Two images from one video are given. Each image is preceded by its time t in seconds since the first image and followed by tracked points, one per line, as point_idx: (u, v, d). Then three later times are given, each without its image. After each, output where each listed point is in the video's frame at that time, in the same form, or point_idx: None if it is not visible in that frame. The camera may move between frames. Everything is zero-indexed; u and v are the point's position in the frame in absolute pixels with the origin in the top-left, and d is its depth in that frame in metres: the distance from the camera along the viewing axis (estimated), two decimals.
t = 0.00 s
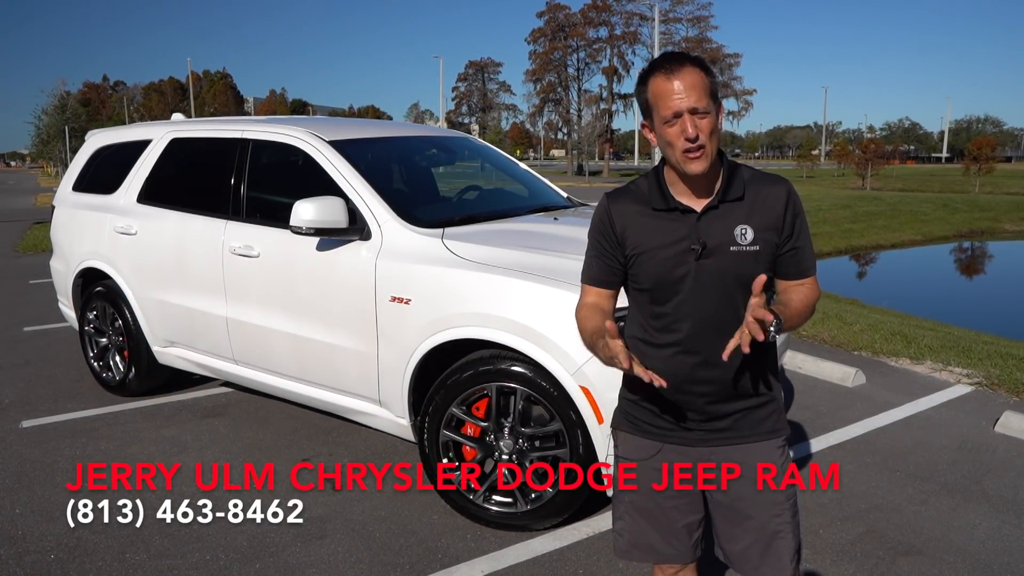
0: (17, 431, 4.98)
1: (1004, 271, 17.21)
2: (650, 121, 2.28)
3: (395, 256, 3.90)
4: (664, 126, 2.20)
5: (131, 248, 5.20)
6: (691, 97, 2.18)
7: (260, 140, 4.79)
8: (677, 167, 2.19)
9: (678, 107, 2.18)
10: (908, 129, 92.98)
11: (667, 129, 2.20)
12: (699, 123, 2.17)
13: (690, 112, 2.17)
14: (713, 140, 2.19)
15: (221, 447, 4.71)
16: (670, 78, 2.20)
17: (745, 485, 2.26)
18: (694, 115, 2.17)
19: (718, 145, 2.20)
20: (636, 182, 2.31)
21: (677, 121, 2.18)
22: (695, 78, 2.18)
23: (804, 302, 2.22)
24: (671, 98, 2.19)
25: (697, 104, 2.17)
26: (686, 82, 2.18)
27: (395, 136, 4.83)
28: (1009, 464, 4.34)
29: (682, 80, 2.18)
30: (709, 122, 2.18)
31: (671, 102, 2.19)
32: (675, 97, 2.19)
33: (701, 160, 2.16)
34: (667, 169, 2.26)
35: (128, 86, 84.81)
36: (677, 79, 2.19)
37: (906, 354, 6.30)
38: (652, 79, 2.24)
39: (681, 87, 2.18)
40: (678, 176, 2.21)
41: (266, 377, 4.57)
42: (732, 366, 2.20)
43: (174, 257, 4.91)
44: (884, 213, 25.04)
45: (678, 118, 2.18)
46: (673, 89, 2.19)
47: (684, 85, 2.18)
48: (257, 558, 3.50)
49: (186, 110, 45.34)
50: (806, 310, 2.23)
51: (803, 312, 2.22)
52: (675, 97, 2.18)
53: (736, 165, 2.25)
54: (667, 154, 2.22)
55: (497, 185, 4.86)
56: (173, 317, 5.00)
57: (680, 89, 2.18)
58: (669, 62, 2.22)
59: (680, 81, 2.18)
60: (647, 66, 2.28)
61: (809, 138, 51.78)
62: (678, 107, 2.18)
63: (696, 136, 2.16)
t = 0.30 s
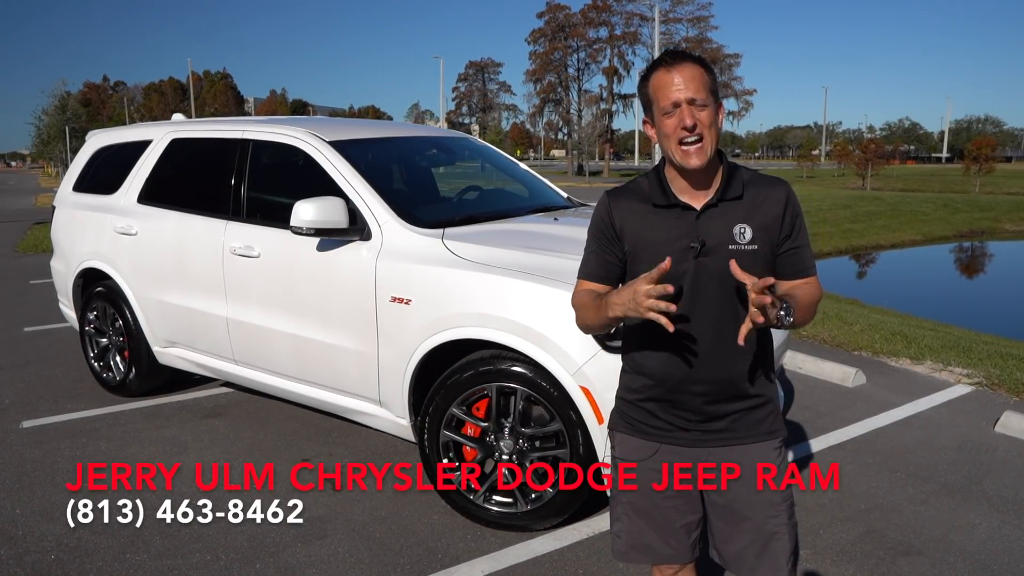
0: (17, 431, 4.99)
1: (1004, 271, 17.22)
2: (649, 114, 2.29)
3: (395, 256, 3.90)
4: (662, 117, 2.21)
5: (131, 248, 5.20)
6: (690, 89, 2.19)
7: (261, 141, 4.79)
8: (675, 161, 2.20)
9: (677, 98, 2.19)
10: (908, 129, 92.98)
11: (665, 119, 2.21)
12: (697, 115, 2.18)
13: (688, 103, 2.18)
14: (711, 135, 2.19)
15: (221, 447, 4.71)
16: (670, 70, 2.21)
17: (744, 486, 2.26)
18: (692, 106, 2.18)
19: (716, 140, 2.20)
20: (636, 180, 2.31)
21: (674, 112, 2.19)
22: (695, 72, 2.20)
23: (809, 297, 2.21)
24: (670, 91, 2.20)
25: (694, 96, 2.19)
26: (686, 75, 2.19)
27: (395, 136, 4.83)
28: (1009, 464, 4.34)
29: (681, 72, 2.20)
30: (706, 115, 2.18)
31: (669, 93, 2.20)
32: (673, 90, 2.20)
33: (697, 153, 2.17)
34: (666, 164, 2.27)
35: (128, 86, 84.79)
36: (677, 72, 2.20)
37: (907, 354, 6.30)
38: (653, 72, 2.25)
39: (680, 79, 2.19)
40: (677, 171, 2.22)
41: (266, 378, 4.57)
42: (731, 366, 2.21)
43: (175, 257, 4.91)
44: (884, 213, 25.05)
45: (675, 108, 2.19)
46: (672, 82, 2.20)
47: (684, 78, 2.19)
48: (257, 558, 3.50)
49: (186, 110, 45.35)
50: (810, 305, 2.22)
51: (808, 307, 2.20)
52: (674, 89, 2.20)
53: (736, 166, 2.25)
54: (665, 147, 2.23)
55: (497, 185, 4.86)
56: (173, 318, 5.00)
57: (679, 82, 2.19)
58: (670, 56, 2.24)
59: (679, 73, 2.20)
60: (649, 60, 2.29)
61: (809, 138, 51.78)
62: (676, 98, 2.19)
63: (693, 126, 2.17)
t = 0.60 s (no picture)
0: (17, 432, 4.99)
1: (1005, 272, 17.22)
2: (653, 118, 2.28)
3: (396, 256, 3.91)
4: (666, 122, 2.20)
5: (131, 248, 5.20)
6: (694, 94, 2.18)
7: (261, 141, 4.79)
8: (677, 163, 2.20)
9: (681, 104, 2.18)
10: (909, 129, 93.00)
11: (669, 124, 2.20)
12: (700, 121, 2.18)
13: (692, 108, 2.18)
14: (715, 138, 2.19)
15: (222, 447, 4.71)
16: (674, 75, 2.21)
17: (745, 486, 2.27)
18: (696, 112, 2.18)
19: (718, 144, 2.20)
20: (638, 180, 2.30)
21: (677, 117, 2.19)
22: (699, 75, 2.19)
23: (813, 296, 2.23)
24: (674, 95, 2.19)
25: (698, 102, 2.18)
26: (690, 79, 2.19)
27: (395, 136, 4.83)
28: (1009, 464, 4.34)
29: (685, 77, 2.19)
30: (709, 120, 2.18)
31: (673, 99, 2.20)
32: (677, 94, 2.19)
33: (701, 157, 2.17)
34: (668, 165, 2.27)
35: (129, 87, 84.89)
36: (681, 75, 2.19)
37: (907, 354, 6.31)
38: (655, 76, 2.24)
39: (684, 84, 2.19)
40: (680, 173, 2.21)
41: (266, 378, 4.57)
42: (730, 365, 2.22)
43: (175, 258, 4.91)
44: (884, 213, 25.06)
45: (680, 114, 2.18)
46: (676, 86, 2.19)
47: (688, 82, 2.19)
48: (257, 558, 3.50)
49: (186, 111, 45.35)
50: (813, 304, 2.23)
51: (803, 309, 2.20)
52: (678, 94, 2.19)
53: (738, 166, 2.25)
54: (669, 151, 2.22)
55: (497, 185, 4.87)
56: (174, 318, 5.00)
57: (683, 86, 2.19)
58: (673, 60, 2.23)
59: (683, 78, 2.19)
60: (652, 62, 2.28)
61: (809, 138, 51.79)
62: (681, 103, 2.19)
63: (697, 132, 2.17)
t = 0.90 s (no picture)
0: (18, 432, 4.99)
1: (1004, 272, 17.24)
2: (655, 120, 2.28)
3: (396, 257, 3.91)
4: (668, 126, 2.20)
5: (132, 249, 5.20)
6: (696, 98, 2.17)
7: (262, 141, 4.79)
8: (679, 166, 2.20)
9: (683, 108, 2.18)
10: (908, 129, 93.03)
11: (671, 129, 2.20)
12: (703, 125, 2.17)
13: (695, 113, 2.17)
14: (717, 141, 2.19)
15: (222, 447, 4.71)
16: (676, 78, 2.20)
17: (745, 486, 2.27)
18: (698, 117, 2.17)
19: (721, 147, 2.20)
20: (640, 180, 2.31)
21: (680, 122, 2.18)
22: (701, 78, 2.18)
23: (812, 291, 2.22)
24: (676, 100, 2.19)
25: (701, 106, 2.17)
26: (692, 83, 2.18)
27: (395, 137, 4.83)
28: (1010, 464, 4.34)
29: (687, 81, 2.18)
30: (712, 124, 2.18)
31: (675, 103, 2.19)
32: (679, 98, 2.18)
33: (701, 162, 2.17)
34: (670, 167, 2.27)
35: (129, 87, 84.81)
36: (684, 79, 2.18)
37: (907, 354, 6.31)
38: (658, 79, 2.23)
39: (687, 88, 2.18)
40: (682, 175, 2.21)
41: (267, 378, 4.57)
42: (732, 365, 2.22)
43: (176, 258, 4.91)
44: (884, 213, 25.07)
45: (683, 118, 2.18)
46: (678, 91, 2.18)
47: (690, 86, 2.18)
48: (258, 559, 3.50)
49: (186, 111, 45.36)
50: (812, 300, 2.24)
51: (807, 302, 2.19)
52: (681, 98, 2.18)
53: (740, 166, 2.25)
54: (671, 154, 2.22)
55: (498, 185, 4.87)
56: (174, 318, 5.00)
57: (686, 90, 2.18)
58: (676, 63, 2.22)
59: (685, 82, 2.18)
60: (654, 64, 2.27)
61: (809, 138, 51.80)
62: (683, 107, 2.18)
63: (698, 137, 2.16)
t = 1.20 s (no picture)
0: (18, 432, 4.99)
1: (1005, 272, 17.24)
2: (652, 123, 2.28)
3: (397, 257, 3.91)
4: (663, 129, 2.21)
5: (132, 249, 5.20)
6: (690, 101, 2.17)
7: (262, 141, 4.79)
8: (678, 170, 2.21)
9: (677, 111, 2.18)
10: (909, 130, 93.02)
11: (666, 132, 2.21)
12: (695, 128, 2.18)
13: (688, 116, 2.17)
14: (713, 144, 2.19)
15: (222, 447, 4.72)
16: (670, 82, 2.20)
17: (745, 486, 2.27)
18: (691, 120, 2.17)
19: (717, 148, 2.20)
20: (641, 183, 2.31)
21: (673, 125, 2.19)
22: (696, 80, 2.18)
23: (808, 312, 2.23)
24: (669, 103, 2.19)
25: (693, 109, 2.17)
26: (686, 85, 2.18)
27: (395, 137, 4.83)
28: (1010, 465, 4.34)
29: (681, 83, 2.18)
30: (705, 126, 2.18)
31: (668, 106, 2.19)
32: (672, 101, 2.19)
33: (698, 164, 2.17)
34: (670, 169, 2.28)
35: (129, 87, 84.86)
36: (677, 82, 2.19)
37: (907, 355, 6.31)
38: (654, 83, 2.24)
39: (681, 91, 2.18)
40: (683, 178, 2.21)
41: (267, 378, 4.57)
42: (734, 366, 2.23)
43: (176, 258, 4.91)
44: (884, 213, 25.07)
45: (675, 122, 2.18)
46: (672, 94, 2.19)
47: (685, 88, 2.18)
48: (258, 559, 3.50)
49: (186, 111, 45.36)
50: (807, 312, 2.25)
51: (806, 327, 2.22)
52: (673, 101, 2.18)
53: (742, 170, 2.25)
54: (670, 157, 2.23)
55: (498, 185, 4.87)
56: (174, 318, 5.00)
57: (678, 93, 2.18)
58: (669, 66, 2.22)
59: (680, 84, 2.18)
60: (651, 67, 2.27)
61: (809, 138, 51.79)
62: (676, 111, 2.18)
63: (692, 140, 2.17)
